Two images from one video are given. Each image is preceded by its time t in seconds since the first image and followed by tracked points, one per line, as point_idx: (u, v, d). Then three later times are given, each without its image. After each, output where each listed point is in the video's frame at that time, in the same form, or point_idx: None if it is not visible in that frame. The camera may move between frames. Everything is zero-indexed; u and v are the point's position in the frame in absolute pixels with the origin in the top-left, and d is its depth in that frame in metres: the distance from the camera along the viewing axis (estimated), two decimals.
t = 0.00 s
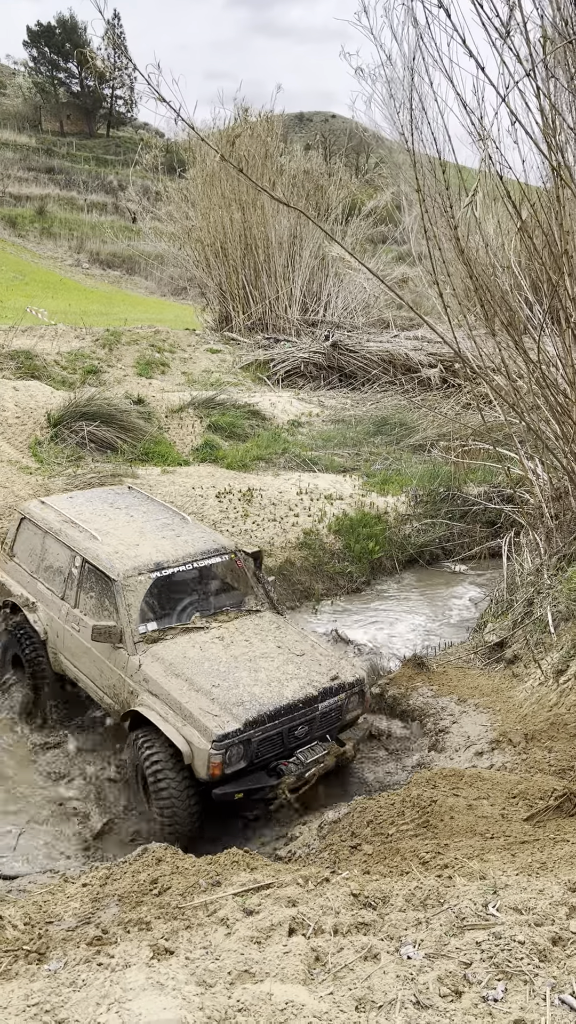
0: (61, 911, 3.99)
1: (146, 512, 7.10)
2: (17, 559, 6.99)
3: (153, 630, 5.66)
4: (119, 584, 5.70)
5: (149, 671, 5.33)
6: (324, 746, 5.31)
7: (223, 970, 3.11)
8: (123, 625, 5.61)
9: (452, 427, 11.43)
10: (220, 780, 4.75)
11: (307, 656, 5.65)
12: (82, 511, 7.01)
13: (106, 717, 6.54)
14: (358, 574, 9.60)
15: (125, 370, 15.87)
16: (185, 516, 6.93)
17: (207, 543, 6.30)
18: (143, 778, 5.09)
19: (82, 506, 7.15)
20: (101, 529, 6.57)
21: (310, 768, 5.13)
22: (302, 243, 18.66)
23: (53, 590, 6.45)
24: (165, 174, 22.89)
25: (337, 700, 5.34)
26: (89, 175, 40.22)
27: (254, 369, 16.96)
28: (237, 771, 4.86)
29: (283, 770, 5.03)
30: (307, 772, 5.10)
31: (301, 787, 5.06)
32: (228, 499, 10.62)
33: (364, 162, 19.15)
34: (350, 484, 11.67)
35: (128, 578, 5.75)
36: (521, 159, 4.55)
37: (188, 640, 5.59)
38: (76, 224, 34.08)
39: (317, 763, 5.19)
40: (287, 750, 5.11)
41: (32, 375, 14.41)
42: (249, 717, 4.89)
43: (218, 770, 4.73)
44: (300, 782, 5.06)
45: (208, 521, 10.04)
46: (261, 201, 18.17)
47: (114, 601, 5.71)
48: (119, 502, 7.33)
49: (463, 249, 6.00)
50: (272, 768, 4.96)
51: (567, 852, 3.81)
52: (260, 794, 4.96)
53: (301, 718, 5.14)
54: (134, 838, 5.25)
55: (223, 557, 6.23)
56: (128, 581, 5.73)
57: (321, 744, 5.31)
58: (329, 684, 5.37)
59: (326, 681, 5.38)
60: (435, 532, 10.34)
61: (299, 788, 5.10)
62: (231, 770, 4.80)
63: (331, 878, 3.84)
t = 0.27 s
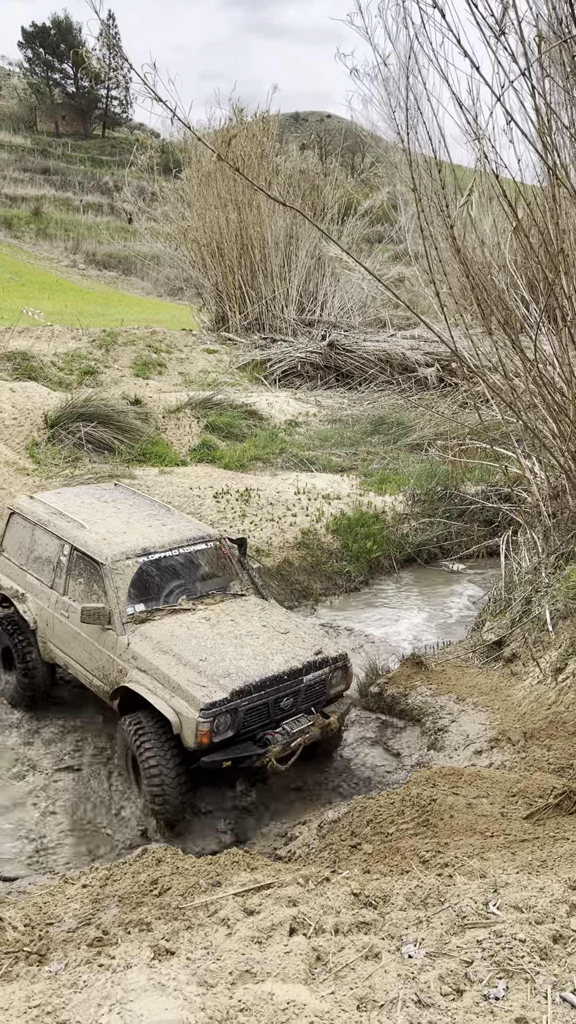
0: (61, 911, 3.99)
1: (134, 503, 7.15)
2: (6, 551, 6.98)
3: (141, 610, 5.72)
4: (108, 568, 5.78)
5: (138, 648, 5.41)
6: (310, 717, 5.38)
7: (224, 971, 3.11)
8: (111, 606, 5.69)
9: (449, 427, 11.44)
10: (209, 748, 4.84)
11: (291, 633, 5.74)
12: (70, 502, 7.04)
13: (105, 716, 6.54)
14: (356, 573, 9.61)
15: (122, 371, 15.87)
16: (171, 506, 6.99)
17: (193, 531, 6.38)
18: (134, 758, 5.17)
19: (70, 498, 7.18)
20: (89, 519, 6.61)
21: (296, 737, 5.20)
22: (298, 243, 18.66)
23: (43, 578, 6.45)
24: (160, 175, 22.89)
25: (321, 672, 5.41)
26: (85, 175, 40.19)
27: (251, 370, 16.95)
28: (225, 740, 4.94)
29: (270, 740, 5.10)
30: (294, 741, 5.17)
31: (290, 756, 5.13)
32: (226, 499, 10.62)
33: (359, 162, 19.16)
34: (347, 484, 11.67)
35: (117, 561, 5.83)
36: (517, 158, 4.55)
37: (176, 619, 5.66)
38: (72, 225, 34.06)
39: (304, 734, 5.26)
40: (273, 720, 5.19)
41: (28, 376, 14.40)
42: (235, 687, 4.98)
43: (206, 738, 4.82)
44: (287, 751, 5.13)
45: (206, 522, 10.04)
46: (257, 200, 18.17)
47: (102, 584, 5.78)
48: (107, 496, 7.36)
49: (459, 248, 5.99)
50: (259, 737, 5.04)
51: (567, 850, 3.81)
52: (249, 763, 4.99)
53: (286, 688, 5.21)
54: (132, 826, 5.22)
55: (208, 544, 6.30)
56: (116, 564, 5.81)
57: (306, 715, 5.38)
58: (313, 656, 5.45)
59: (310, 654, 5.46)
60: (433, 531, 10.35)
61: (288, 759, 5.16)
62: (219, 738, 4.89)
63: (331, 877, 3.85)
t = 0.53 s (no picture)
0: (59, 916, 3.98)
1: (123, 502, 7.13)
2: None
3: (131, 609, 5.71)
4: (98, 567, 5.77)
5: (129, 647, 5.40)
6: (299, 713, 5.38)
7: (223, 975, 3.11)
8: (102, 606, 5.67)
9: (445, 427, 11.44)
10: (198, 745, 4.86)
11: (280, 630, 5.73)
12: (60, 501, 7.01)
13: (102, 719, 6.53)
14: (353, 573, 9.60)
15: (118, 373, 15.86)
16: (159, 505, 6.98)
17: (182, 530, 6.38)
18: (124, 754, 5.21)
19: (60, 497, 7.15)
20: (79, 518, 6.59)
21: (285, 733, 5.20)
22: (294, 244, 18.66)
23: (33, 577, 6.41)
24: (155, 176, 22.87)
25: (310, 669, 5.41)
26: (80, 177, 40.16)
27: (248, 371, 16.95)
28: (214, 737, 4.95)
29: (259, 736, 5.11)
30: (283, 737, 5.17)
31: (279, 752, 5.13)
32: (223, 500, 10.61)
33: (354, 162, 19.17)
34: (344, 484, 11.67)
35: (107, 562, 5.82)
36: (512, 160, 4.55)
37: (166, 618, 5.65)
38: (68, 226, 34.03)
39: (293, 730, 5.26)
40: (262, 717, 5.19)
41: (24, 379, 14.39)
42: (225, 685, 4.98)
43: (196, 736, 4.84)
44: (277, 747, 5.13)
45: (203, 524, 10.03)
46: (252, 201, 18.16)
47: (92, 584, 5.77)
48: (97, 495, 7.34)
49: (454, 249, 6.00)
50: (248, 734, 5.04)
51: (566, 851, 3.81)
52: (239, 760, 5.00)
53: (275, 685, 5.22)
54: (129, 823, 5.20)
55: (198, 542, 6.30)
56: (106, 564, 5.80)
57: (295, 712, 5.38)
58: (302, 654, 5.44)
59: (299, 651, 5.46)
60: (429, 532, 10.35)
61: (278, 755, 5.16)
62: (208, 736, 4.90)
63: (330, 880, 3.84)
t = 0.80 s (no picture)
0: (57, 921, 3.97)
1: (120, 505, 7.12)
2: None
3: (130, 612, 5.70)
4: (96, 569, 5.76)
5: (128, 650, 5.39)
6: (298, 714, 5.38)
7: (222, 980, 3.11)
8: (101, 608, 5.66)
9: (441, 429, 11.46)
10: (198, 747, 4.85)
11: (279, 632, 5.73)
12: (57, 504, 7.00)
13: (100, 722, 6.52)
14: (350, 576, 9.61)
15: (114, 376, 15.86)
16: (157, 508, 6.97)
17: (180, 533, 6.37)
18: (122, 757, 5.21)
19: (57, 500, 7.14)
20: (76, 520, 6.58)
21: (284, 735, 5.20)
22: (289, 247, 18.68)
23: (31, 580, 6.39)
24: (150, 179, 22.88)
25: (308, 671, 5.41)
26: (76, 180, 40.18)
27: (244, 374, 16.96)
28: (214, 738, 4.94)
29: (259, 737, 5.10)
30: (282, 739, 5.17)
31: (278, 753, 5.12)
32: (219, 503, 10.61)
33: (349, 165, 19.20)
34: (340, 486, 11.68)
35: (105, 564, 5.81)
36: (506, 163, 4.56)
37: (165, 621, 5.65)
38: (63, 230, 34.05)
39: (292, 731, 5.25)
40: (261, 718, 5.19)
41: (20, 382, 14.39)
42: (224, 687, 4.98)
43: (195, 738, 4.83)
44: (275, 749, 5.13)
45: (200, 527, 10.03)
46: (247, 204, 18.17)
47: (91, 586, 5.76)
48: (95, 498, 7.34)
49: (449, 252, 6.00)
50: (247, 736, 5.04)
51: (564, 853, 3.81)
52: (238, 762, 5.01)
53: (274, 687, 5.21)
54: (127, 825, 5.19)
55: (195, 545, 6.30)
56: (104, 566, 5.79)
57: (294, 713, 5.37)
58: (300, 656, 5.44)
59: (297, 653, 5.46)
60: (426, 533, 10.37)
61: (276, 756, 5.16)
62: (208, 737, 4.89)
63: (329, 884, 3.84)
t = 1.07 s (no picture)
0: (56, 927, 3.96)
1: (119, 512, 7.12)
2: None
3: (129, 620, 5.69)
4: (95, 578, 5.76)
5: (127, 658, 5.39)
6: (300, 724, 5.37)
7: (221, 985, 3.10)
8: (100, 617, 5.65)
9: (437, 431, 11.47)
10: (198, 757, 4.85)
11: (279, 640, 5.73)
12: (56, 512, 6.99)
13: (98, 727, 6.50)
14: (347, 579, 9.61)
15: (110, 380, 15.85)
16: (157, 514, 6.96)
17: (180, 540, 6.37)
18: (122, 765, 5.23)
19: (56, 508, 7.14)
20: (75, 528, 6.58)
21: (285, 745, 5.19)
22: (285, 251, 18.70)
23: (30, 588, 6.38)
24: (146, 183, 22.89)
25: (310, 679, 5.40)
26: (70, 184, 40.20)
27: (240, 377, 16.97)
28: (215, 748, 4.94)
29: (260, 747, 5.10)
30: (283, 748, 5.16)
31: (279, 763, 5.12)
32: (216, 507, 10.60)
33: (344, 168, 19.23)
34: (337, 489, 11.69)
35: (104, 572, 5.81)
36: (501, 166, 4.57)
37: (164, 629, 5.65)
38: (59, 234, 34.06)
39: (293, 741, 5.25)
40: (262, 728, 5.18)
41: (17, 387, 14.37)
42: (224, 696, 4.97)
43: (195, 747, 4.83)
44: (276, 759, 5.12)
45: (196, 531, 10.02)
46: (242, 208, 18.19)
47: (90, 594, 5.75)
48: (94, 505, 7.34)
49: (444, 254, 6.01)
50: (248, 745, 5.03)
51: (563, 855, 3.82)
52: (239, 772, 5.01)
53: (274, 696, 5.21)
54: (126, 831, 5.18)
55: (195, 552, 6.30)
56: (104, 574, 5.79)
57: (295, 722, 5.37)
58: (301, 664, 5.44)
59: (298, 661, 5.45)
60: (423, 536, 10.38)
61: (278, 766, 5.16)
62: (208, 747, 4.89)
63: (328, 888, 3.84)
